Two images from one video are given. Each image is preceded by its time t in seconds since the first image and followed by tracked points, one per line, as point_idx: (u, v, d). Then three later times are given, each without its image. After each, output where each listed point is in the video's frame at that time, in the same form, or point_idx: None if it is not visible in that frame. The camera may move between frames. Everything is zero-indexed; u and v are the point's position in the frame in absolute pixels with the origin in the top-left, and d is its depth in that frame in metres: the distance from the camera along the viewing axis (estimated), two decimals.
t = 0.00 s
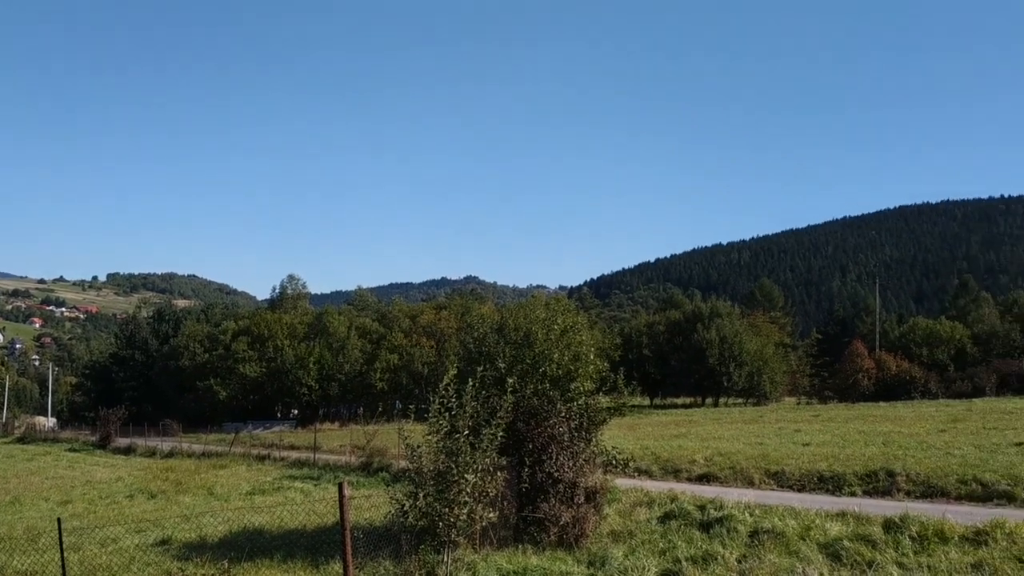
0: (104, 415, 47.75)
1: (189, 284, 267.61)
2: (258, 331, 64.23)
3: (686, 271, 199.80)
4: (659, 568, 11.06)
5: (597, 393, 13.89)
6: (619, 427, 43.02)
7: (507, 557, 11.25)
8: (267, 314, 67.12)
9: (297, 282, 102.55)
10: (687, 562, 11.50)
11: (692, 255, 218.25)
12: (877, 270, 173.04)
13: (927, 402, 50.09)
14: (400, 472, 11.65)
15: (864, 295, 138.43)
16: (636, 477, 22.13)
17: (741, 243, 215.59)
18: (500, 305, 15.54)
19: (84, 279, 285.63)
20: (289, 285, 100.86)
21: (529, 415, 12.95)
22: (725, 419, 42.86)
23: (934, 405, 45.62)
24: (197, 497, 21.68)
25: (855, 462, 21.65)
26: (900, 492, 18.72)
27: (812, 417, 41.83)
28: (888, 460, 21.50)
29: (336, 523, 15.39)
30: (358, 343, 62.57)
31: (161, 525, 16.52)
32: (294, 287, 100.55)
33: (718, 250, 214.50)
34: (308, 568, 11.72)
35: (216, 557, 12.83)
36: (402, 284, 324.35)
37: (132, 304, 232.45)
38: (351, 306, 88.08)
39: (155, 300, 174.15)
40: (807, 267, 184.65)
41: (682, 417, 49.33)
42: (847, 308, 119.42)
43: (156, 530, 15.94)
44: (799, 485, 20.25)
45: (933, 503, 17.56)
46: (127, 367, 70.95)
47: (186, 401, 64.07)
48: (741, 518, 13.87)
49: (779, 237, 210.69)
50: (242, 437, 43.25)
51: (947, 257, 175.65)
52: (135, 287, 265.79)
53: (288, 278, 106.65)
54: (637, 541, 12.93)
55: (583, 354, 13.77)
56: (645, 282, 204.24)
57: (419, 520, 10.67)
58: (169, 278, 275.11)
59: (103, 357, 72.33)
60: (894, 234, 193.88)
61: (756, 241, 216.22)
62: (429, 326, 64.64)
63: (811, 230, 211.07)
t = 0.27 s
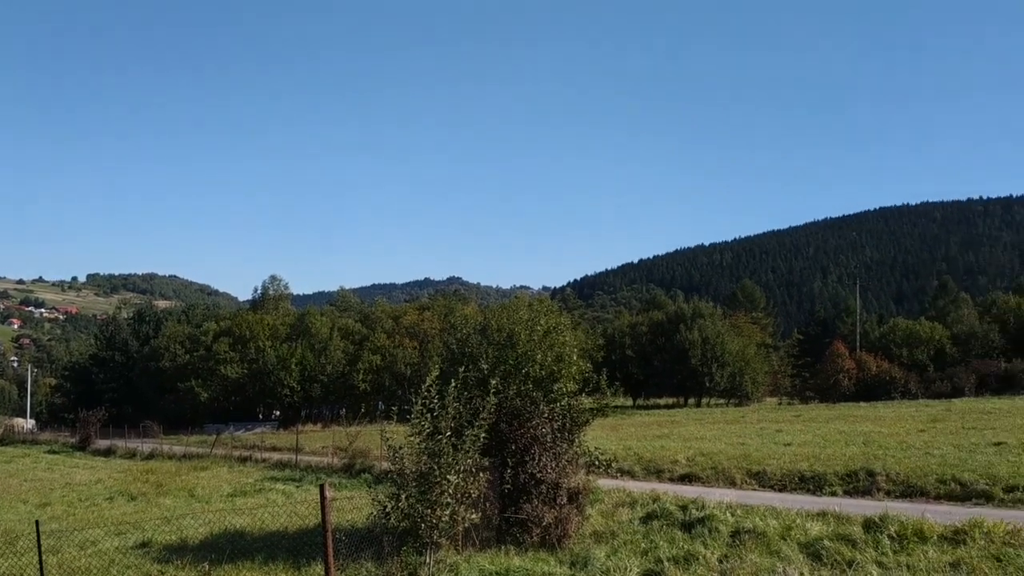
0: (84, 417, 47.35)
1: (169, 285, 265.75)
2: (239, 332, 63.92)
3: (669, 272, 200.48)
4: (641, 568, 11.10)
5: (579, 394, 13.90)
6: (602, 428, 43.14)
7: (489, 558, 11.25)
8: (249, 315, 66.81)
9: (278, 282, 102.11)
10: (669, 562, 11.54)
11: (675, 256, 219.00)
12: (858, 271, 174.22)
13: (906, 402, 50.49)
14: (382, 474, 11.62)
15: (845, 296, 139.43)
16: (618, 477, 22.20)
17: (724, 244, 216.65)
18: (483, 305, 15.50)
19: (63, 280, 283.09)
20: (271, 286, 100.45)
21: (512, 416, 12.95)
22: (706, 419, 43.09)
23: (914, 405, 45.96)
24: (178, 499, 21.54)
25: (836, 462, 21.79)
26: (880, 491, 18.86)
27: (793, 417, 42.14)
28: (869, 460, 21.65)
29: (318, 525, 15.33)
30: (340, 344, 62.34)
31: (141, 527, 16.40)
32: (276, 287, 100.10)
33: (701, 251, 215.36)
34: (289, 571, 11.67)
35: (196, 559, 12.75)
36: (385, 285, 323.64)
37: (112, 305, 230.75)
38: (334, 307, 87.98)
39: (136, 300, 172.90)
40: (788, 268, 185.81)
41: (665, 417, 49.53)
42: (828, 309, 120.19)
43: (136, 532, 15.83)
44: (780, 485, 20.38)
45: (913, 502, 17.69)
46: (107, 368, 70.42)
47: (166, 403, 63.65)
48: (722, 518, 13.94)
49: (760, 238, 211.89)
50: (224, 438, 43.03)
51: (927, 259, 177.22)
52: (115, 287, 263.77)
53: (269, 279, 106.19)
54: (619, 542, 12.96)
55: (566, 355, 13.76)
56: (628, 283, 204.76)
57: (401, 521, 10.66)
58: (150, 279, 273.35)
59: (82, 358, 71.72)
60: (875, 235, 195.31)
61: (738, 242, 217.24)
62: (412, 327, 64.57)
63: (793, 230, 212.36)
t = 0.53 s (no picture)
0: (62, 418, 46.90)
1: (149, 285, 263.85)
2: (220, 333, 63.55)
3: (651, 273, 201.06)
4: (622, 568, 11.13)
5: (562, 395, 13.91)
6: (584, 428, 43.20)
7: (471, 559, 11.25)
8: (230, 316, 66.46)
9: (260, 283, 101.67)
10: (650, 562, 11.59)
11: (657, 257, 219.70)
12: (838, 272, 175.45)
13: (885, 402, 50.94)
14: (363, 475, 11.60)
15: (826, 297, 140.42)
16: (600, 478, 22.24)
17: (705, 245, 217.61)
18: (466, 306, 15.46)
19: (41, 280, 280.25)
20: (252, 286, 99.97)
21: (494, 417, 12.95)
22: (687, 419, 43.26)
23: (893, 405, 46.31)
24: (157, 500, 21.39)
25: (816, 462, 21.93)
26: (860, 491, 18.99)
27: (774, 417, 42.43)
28: (848, 460, 21.80)
29: (298, 527, 15.26)
30: (322, 345, 62.06)
31: (121, 529, 16.29)
32: (257, 287, 99.64)
33: (683, 252, 216.22)
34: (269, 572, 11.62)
35: (176, 561, 12.66)
36: (367, 286, 322.81)
37: (91, 305, 228.82)
38: (316, 307, 87.76)
39: (114, 301, 171.36)
40: (769, 269, 186.91)
41: (646, 418, 49.68)
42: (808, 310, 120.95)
43: (115, 534, 15.71)
44: (760, 485, 20.49)
45: (892, 502, 17.83)
46: (85, 368, 69.80)
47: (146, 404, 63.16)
48: (703, 518, 14.01)
49: (742, 240, 213.01)
50: (204, 439, 42.72)
51: (906, 260, 178.78)
52: (94, 287, 261.49)
53: (250, 279, 105.72)
54: (601, 542, 12.99)
55: (549, 356, 13.74)
56: (610, 284, 205.10)
57: (382, 523, 10.64)
58: (129, 279, 271.20)
59: (61, 359, 71.07)
60: (855, 237, 196.81)
61: (720, 243, 218.20)
62: (394, 328, 64.43)
63: (773, 232, 213.63)
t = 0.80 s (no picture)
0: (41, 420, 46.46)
1: (130, 285, 261.73)
2: (201, 333, 63.17)
3: (634, 274, 201.56)
4: (605, 569, 11.16)
5: (545, 395, 13.91)
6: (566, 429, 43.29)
7: (454, 560, 11.25)
8: (211, 316, 66.08)
9: (241, 283, 101.16)
10: (632, 562, 11.62)
11: (640, 257, 220.27)
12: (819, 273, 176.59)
13: (866, 402, 51.34)
14: (345, 476, 11.56)
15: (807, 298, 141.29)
16: (583, 478, 22.29)
17: (688, 246, 218.49)
18: (449, 306, 15.41)
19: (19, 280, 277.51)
20: (234, 286, 99.48)
21: (477, 417, 12.93)
22: (670, 420, 43.44)
23: (873, 405, 46.61)
24: (137, 502, 21.24)
25: (797, 462, 22.06)
26: (840, 491, 19.12)
27: (755, 417, 42.67)
28: (829, 460, 21.96)
29: (280, 528, 15.20)
30: (304, 345, 61.74)
31: (101, 531, 16.17)
32: (239, 288, 99.11)
33: (665, 253, 216.93)
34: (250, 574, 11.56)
35: (156, 564, 12.58)
36: (350, 286, 321.70)
37: (70, 306, 226.85)
38: (299, 308, 87.46)
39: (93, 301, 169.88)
40: (751, 270, 187.88)
41: (629, 418, 49.83)
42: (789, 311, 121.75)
43: (95, 536, 15.58)
44: (741, 485, 20.60)
45: (873, 501, 17.97)
46: (65, 369, 69.21)
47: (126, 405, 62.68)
48: (685, 518, 14.07)
49: (724, 241, 214.03)
50: (185, 440, 42.46)
51: (886, 261, 180.22)
52: (73, 287, 259.32)
53: (232, 279, 105.22)
54: (584, 542, 13.04)
55: (532, 356, 13.73)
56: (593, 284, 205.45)
57: (364, 524, 10.64)
58: (109, 279, 269.10)
59: (40, 359, 70.42)
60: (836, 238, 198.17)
61: (702, 244, 219.09)
62: (377, 328, 64.29)
63: (755, 233, 214.82)
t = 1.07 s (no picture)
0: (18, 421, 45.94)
1: (109, 285, 259.67)
2: (181, 333, 62.70)
3: (616, 275, 201.93)
4: (587, 569, 11.17)
5: (527, 396, 13.88)
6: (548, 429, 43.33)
7: (436, 561, 11.22)
8: (192, 316, 65.61)
9: (222, 283, 100.58)
10: (614, 562, 11.64)
11: (622, 258, 220.81)
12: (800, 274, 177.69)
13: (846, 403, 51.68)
14: (327, 477, 11.50)
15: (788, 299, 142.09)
16: (565, 479, 22.30)
17: (669, 248, 219.29)
18: (431, 306, 15.32)
19: None
20: (215, 286, 98.86)
21: (460, 418, 12.89)
22: (652, 420, 43.58)
23: (853, 407, 46.89)
24: (116, 504, 21.04)
25: (777, 462, 22.17)
26: (820, 491, 19.24)
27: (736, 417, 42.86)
28: (809, 460, 22.09)
29: (261, 529, 15.10)
30: (285, 346, 61.34)
31: (79, 533, 16.00)
32: (219, 288, 98.51)
33: (647, 254, 217.59)
34: None
35: (135, 565, 12.46)
36: (332, 286, 320.45)
37: (48, 305, 224.59)
38: (280, 308, 87.03)
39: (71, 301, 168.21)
40: (733, 271, 188.81)
41: (611, 419, 49.93)
42: (770, 312, 122.50)
43: (73, 538, 15.42)
44: (723, 485, 20.67)
45: (853, 502, 18.10)
46: (43, 369, 68.51)
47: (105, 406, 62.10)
48: (667, 518, 14.11)
49: (706, 242, 214.96)
50: (165, 441, 42.10)
51: (866, 263, 181.61)
52: (51, 286, 256.86)
53: (212, 279, 104.60)
54: (566, 542, 13.05)
55: (514, 357, 13.68)
56: (576, 285, 205.69)
57: (346, 525, 10.61)
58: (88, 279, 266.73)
59: (17, 360, 69.67)
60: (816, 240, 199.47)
61: (684, 246, 219.88)
62: (358, 329, 64.08)
63: (737, 234, 215.90)
